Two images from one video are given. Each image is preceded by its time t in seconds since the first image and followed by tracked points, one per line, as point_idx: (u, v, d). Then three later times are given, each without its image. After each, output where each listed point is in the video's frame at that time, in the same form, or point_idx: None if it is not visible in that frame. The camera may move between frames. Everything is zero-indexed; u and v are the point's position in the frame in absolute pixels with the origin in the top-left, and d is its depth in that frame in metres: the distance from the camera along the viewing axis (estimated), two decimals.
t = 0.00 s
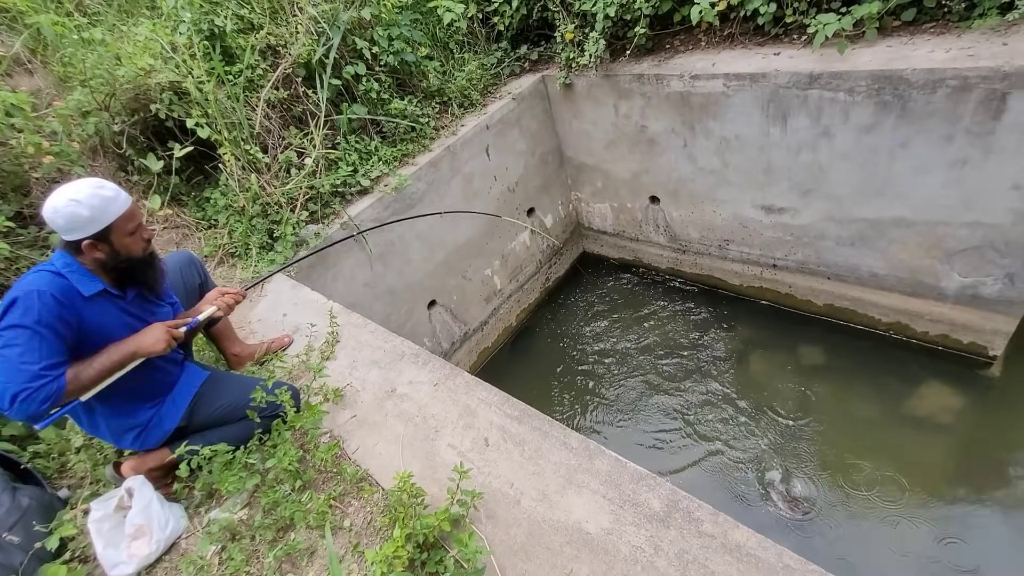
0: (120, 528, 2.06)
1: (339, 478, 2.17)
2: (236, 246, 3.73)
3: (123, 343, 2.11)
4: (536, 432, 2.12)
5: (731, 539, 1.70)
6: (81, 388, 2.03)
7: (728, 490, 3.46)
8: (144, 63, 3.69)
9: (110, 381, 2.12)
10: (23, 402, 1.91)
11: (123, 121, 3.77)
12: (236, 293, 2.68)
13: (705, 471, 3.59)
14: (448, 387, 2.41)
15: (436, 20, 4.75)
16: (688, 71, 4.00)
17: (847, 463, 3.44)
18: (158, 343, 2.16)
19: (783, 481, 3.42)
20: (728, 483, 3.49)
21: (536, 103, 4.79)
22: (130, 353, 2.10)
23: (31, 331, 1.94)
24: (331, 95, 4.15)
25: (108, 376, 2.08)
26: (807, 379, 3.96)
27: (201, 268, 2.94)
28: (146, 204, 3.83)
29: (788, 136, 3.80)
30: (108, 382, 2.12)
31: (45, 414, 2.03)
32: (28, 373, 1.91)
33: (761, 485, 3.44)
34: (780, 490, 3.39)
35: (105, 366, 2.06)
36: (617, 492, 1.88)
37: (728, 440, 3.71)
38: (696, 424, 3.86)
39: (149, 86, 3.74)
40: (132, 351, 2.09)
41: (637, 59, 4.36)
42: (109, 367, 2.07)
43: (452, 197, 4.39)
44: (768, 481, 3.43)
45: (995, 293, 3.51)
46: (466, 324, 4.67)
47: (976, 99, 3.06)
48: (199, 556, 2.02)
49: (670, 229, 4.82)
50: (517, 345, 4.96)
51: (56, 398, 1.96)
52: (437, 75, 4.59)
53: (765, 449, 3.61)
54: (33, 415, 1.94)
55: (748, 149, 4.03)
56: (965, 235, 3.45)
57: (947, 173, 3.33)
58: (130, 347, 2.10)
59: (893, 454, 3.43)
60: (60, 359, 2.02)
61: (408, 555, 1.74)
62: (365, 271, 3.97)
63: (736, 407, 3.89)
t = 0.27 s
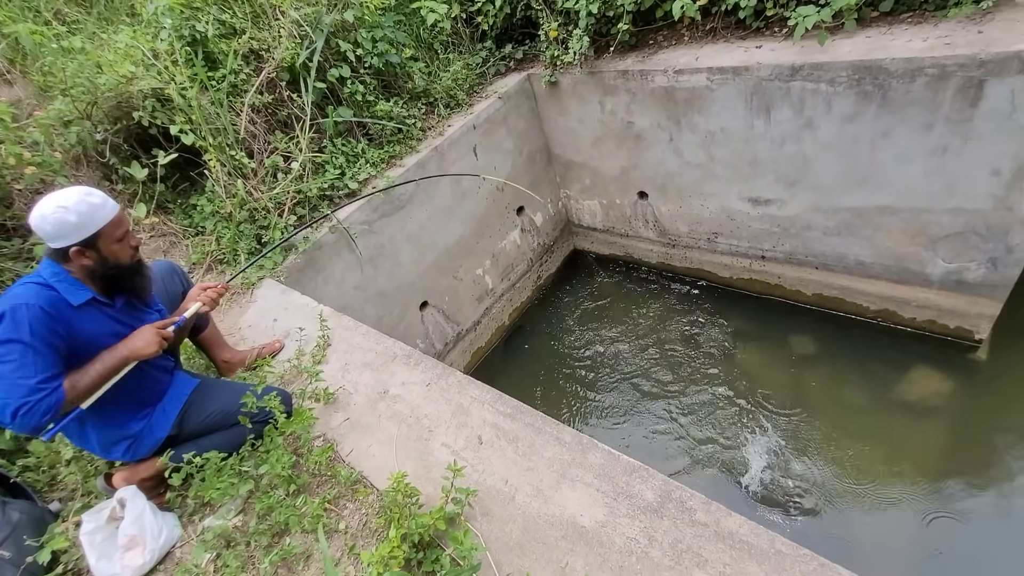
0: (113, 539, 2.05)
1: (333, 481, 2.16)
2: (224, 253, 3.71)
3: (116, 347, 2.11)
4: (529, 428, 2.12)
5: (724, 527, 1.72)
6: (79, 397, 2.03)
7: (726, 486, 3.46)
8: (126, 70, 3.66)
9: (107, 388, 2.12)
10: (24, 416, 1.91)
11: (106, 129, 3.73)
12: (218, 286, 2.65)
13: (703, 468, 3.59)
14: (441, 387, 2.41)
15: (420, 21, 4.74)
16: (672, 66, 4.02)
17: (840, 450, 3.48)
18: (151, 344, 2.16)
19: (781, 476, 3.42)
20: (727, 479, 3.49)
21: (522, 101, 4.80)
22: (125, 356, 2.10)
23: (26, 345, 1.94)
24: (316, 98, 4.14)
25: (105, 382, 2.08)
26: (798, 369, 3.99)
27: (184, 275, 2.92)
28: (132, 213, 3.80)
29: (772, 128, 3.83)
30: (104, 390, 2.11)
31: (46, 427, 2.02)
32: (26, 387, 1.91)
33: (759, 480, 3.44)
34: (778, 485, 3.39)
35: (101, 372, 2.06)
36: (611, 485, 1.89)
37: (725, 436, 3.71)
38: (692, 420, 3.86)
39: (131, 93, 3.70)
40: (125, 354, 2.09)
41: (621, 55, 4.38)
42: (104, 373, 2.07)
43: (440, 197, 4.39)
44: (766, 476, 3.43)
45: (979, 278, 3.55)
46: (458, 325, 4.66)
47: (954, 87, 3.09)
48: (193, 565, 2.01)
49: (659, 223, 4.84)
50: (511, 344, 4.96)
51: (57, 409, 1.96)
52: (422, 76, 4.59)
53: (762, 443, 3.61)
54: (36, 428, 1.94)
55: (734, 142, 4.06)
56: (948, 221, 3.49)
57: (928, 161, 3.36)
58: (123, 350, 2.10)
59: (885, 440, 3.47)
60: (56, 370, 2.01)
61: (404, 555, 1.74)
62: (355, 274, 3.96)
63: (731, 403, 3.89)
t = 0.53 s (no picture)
0: (100, 550, 2.03)
1: (324, 485, 2.15)
2: (211, 257, 3.68)
3: (104, 353, 2.09)
4: (520, 428, 2.12)
5: (713, 522, 1.73)
6: (67, 402, 2.02)
7: (719, 486, 3.46)
8: (107, 75, 3.63)
9: (96, 393, 2.11)
10: (11, 423, 1.91)
11: (88, 134, 3.69)
12: (209, 292, 2.64)
13: (695, 468, 3.58)
14: (431, 388, 2.40)
15: (405, 21, 4.73)
16: (658, 64, 4.03)
17: (831, 443, 3.50)
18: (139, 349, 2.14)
19: (773, 474, 3.42)
20: (719, 479, 3.49)
21: (510, 101, 4.79)
22: (112, 361, 2.08)
23: (11, 351, 1.93)
24: (302, 100, 4.11)
25: (94, 388, 2.07)
26: (788, 364, 4.02)
27: (168, 282, 2.90)
28: (116, 218, 3.76)
29: (757, 124, 3.85)
30: (93, 395, 2.10)
31: (36, 433, 2.02)
32: (13, 393, 1.90)
33: (752, 478, 3.44)
34: (770, 484, 3.39)
35: (89, 378, 2.05)
36: (601, 483, 1.89)
37: (717, 435, 3.71)
38: (684, 420, 3.85)
39: (113, 97, 3.67)
40: (113, 359, 2.07)
41: (607, 53, 4.38)
42: (93, 378, 2.06)
43: (429, 198, 4.38)
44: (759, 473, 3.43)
45: (963, 269, 3.59)
46: (450, 325, 4.65)
47: (935, 81, 3.12)
48: (183, 573, 1.99)
49: (648, 221, 4.85)
50: (503, 344, 4.95)
51: (45, 415, 1.96)
52: (409, 76, 4.57)
53: (754, 440, 3.62)
54: (24, 434, 1.94)
55: (720, 139, 4.07)
56: (932, 214, 3.52)
57: (912, 154, 3.40)
58: (111, 355, 2.08)
59: (874, 432, 3.50)
60: (43, 376, 2.00)
61: (395, 558, 1.73)
62: (345, 277, 3.95)
63: (723, 402, 3.89)
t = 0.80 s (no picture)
0: (85, 551, 2.03)
1: (312, 486, 2.15)
2: (201, 257, 3.67)
3: (91, 353, 2.10)
4: (507, 428, 2.13)
5: (698, 521, 1.74)
6: (53, 403, 2.01)
7: (707, 489, 3.46)
8: (95, 73, 3.61)
9: (83, 393, 2.10)
10: None
11: (75, 132, 3.67)
12: (195, 291, 2.64)
13: (684, 470, 3.59)
14: (420, 389, 2.40)
15: (397, 21, 4.72)
16: (649, 66, 4.05)
17: (818, 443, 3.53)
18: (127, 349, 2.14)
19: (762, 478, 3.42)
20: (708, 482, 3.49)
21: (502, 101, 4.80)
22: (99, 361, 2.08)
23: None
24: (293, 100, 4.10)
25: (81, 388, 2.06)
26: (777, 365, 4.04)
27: (156, 282, 2.89)
28: (105, 217, 3.75)
29: (747, 126, 3.88)
30: (79, 395, 2.09)
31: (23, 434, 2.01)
32: None
33: (740, 482, 3.44)
34: (759, 487, 3.39)
35: (77, 378, 2.05)
36: (588, 483, 1.90)
37: (706, 438, 3.71)
38: (673, 422, 3.86)
39: (101, 96, 3.64)
40: (100, 359, 2.07)
41: (598, 55, 4.40)
42: (80, 378, 2.05)
43: (421, 198, 4.38)
44: (748, 476, 3.44)
45: (949, 271, 3.63)
46: (442, 326, 4.65)
47: (921, 85, 3.16)
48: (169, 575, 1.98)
49: (639, 222, 4.87)
50: (495, 344, 4.96)
51: (32, 415, 1.95)
52: (401, 76, 4.57)
53: (744, 442, 3.62)
54: (12, 435, 1.93)
55: (710, 141, 4.10)
56: (918, 217, 3.56)
57: (898, 157, 3.43)
58: (98, 355, 2.08)
59: (861, 432, 3.53)
60: (29, 377, 1.99)
61: (382, 559, 1.74)
62: (336, 277, 3.94)
63: (713, 405, 3.89)
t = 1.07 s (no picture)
0: (70, 553, 2.00)
1: (300, 488, 2.14)
2: (191, 255, 3.64)
3: (78, 353, 2.08)
4: (497, 430, 2.12)
5: (686, 524, 1.74)
6: (43, 404, 1.99)
7: (700, 493, 3.45)
8: (84, 69, 3.59)
9: (72, 394, 2.08)
10: None
11: (63, 129, 3.63)
12: (184, 290, 2.61)
13: (676, 474, 3.58)
14: (411, 390, 2.39)
15: (391, 20, 4.70)
16: (643, 67, 4.05)
17: (809, 445, 3.54)
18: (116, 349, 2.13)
19: (754, 481, 3.42)
20: (700, 486, 3.48)
21: (496, 101, 4.78)
22: (88, 361, 2.07)
23: None
24: (285, 98, 4.08)
25: (70, 388, 2.04)
26: (768, 366, 4.05)
27: (143, 282, 2.87)
28: (93, 215, 3.72)
29: (739, 128, 3.89)
30: (68, 396, 2.08)
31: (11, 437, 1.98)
32: None
33: (732, 487, 3.43)
34: (751, 490, 3.38)
35: (66, 379, 2.03)
36: (577, 485, 1.90)
37: (698, 441, 3.70)
38: (666, 425, 3.85)
39: (90, 92, 3.61)
40: (88, 359, 2.06)
41: (593, 55, 4.40)
42: (69, 379, 2.03)
43: (414, 198, 4.36)
44: (739, 480, 3.45)
45: (938, 274, 3.64)
46: (435, 325, 4.63)
47: (911, 89, 3.17)
48: None
49: (633, 223, 4.87)
50: (488, 344, 4.94)
51: (21, 416, 1.92)
52: (395, 75, 4.55)
53: (736, 445, 3.62)
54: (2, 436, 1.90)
55: (704, 143, 4.10)
56: (908, 220, 3.58)
57: (889, 161, 3.45)
58: (86, 355, 2.07)
59: (851, 433, 3.54)
60: (16, 378, 1.97)
61: (369, 561, 1.73)
62: (328, 276, 3.92)
63: (705, 408, 3.88)
